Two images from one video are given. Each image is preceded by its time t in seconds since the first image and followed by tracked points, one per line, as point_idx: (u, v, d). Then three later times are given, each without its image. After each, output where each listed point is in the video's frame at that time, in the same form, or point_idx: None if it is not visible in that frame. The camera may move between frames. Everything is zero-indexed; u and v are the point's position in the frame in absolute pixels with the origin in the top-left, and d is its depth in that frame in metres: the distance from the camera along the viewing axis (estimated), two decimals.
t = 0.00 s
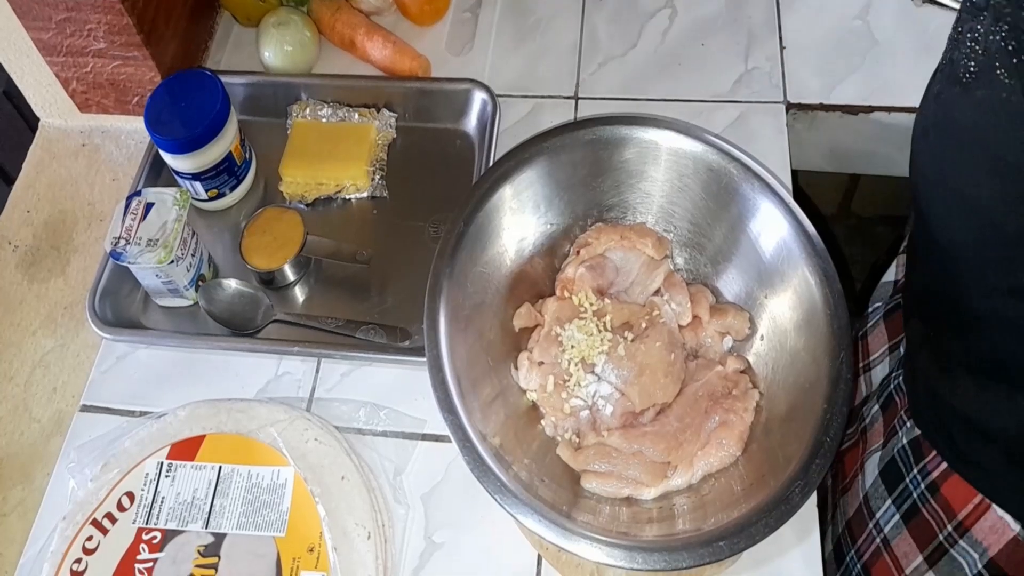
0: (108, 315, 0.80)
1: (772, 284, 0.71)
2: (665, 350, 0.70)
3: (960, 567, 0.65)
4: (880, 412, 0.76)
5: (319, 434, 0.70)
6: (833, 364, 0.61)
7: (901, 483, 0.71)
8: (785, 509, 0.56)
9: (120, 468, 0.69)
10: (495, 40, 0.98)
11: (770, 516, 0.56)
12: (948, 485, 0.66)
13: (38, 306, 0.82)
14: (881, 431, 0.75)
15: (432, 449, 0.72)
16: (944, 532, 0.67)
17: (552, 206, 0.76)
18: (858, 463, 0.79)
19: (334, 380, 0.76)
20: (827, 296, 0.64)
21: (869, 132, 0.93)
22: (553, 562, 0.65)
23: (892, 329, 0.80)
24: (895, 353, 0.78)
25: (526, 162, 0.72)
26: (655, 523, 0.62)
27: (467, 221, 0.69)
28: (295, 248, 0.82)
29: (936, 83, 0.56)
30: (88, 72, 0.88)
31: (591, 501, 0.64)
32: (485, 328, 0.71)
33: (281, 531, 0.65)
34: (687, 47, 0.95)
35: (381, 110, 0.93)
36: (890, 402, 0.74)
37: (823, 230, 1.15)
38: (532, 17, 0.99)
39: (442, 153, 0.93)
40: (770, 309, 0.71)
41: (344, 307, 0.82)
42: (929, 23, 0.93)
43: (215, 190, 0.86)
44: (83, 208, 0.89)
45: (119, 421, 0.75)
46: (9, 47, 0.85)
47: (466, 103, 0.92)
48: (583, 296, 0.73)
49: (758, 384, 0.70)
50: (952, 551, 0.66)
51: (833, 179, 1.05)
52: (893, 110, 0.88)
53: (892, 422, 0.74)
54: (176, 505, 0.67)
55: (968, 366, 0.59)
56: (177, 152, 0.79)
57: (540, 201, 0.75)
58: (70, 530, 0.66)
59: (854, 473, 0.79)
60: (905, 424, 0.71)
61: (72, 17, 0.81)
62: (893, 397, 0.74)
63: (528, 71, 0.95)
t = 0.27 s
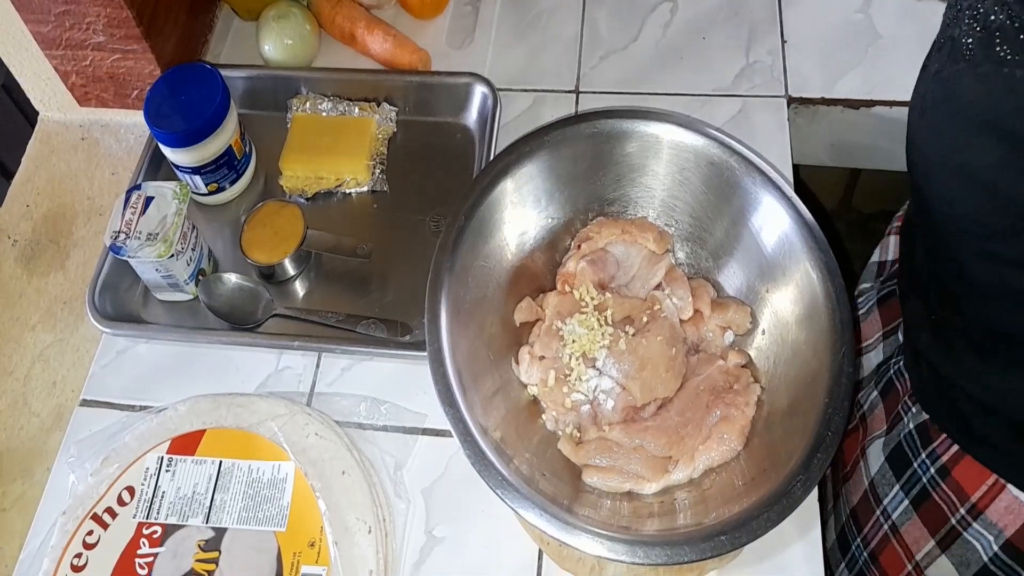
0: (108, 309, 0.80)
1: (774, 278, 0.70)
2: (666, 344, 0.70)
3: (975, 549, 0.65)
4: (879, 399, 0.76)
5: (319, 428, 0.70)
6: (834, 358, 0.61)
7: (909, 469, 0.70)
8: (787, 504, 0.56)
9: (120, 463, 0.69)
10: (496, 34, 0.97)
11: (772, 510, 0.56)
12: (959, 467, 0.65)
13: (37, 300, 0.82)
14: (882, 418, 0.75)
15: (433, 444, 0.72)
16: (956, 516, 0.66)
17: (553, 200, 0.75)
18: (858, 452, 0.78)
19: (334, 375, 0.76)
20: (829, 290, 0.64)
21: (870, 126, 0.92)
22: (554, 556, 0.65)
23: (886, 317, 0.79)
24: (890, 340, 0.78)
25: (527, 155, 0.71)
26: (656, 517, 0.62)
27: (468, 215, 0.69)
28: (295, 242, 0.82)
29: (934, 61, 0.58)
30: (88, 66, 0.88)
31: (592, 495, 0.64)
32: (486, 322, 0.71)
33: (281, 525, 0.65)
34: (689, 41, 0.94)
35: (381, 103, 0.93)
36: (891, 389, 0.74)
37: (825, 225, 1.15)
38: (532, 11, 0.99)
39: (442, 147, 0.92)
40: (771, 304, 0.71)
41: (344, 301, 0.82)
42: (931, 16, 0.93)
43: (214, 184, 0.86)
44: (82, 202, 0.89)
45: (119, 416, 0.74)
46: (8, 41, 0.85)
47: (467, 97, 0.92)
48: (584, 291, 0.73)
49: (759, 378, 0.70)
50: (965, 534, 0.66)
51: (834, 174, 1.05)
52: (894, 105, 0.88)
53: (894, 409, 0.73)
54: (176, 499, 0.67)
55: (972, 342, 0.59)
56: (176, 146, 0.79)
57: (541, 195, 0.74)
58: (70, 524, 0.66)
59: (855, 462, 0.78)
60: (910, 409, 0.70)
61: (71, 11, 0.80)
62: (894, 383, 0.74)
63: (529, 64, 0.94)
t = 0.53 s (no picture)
0: (102, 305, 0.80)
1: (770, 275, 0.70)
2: (663, 340, 0.70)
3: (1005, 557, 0.66)
4: (879, 403, 0.75)
5: (315, 425, 0.70)
6: (831, 355, 0.61)
7: (927, 478, 0.70)
8: (784, 500, 0.56)
9: (114, 459, 0.69)
10: (492, 30, 0.97)
11: (769, 506, 0.56)
12: (982, 477, 0.65)
13: (31, 297, 0.82)
14: (885, 423, 0.74)
15: (429, 440, 0.72)
16: (984, 524, 0.66)
17: (549, 196, 0.75)
18: (866, 459, 0.78)
19: (330, 371, 0.76)
20: (826, 287, 0.64)
21: (867, 123, 0.92)
22: (550, 553, 0.64)
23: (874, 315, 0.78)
24: (877, 340, 0.77)
25: (524, 151, 0.71)
26: (653, 513, 0.62)
27: (464, 211, 0.69)
28: (291, 238, 0.82)
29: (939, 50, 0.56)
30: (82, 61, 0.87)
31: (588, 492, 0.64)
32: (482, 319, 0.70)
33: (277, 522, 0.65)
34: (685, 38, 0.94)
35: (377, 99, 0.93)
36: (892, 394, 0.73)
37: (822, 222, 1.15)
38: (529, 6, 0.99)
39: (439, 143, 0.92)
40: (768, 300, 0.71)
41: (340, 297, 0.82)
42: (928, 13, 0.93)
43: (210, 180, 0.86)
44: (76, 197, 0.88)
45: (113, 412, 0.74)
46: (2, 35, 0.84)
47: (463, 93, 0.92)
48: (581, 287, 0.73)
49: (755, 375, 0.70)
50: (993, 543, 0.66)
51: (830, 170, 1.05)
52: (891, 102, 0.88)
53: (898, 415, 0.72)
54: (170, 496, 0.67)
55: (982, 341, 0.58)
56: (171, 142, 0.79)
57: (538, 192, 0.74)
58: (64, 521, 0.66)
59: (863, 472, 0.78)
60: (922, 417, 0.70)
61: (65, 5, 0.80)
62: (894, 387, 0.73)
63: (526, 60, 0.94)
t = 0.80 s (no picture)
0: (97, 309, 0.80)
1: (764, 278, 0.71)
2: (658, 344, 0.70)
3: None
4: (923, 464, 0.70)
5: (310, 428, 0.70)
6: (824, 357, 0.61)
7: (986, 543, 0.64)
8: (778, 502, 0.56)
9: (108, 463, 0.69)
10: (488, 33, 0.97)
11: (763, 508, 0.56)
12: None
13: (25, 300, 0.82)
14: (930, 487, 0.69)
15: (425, 443, 0.72)
16: None
17: (545, 199, 0.75)
18: (909, 523, 0.73)
19: (325, 374, 0.76)
20: (819, 290, 0.64)
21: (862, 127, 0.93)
22: (545, 556, 0.64)
23: (889, 373, 0.74)
24: (899, 400, 0.73)
25: (519, 155, 0.71)
26: (648, 516, 0.62)
27: (459, 214, 0.69)
28: (285, 242, 0.82)
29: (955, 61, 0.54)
30: (77, 64, 0.87)
31: (583, 494, 0.64)
32: (477, 322, 0.71)
33: (271, 525, 0.65)
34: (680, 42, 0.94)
35: (373, 103, 0.93)
36: (934, 455, 0.68)
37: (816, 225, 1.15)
38: (524, 11, 0.99)
39: (434, 147, 0.92)
40: (763, 303, 0.71)
41: (335, 300, 0.82)
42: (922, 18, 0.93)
43: (205, 183, 0.86)
44: (71, 201, 0.88)
45: (108, 416, 0.74)
46: None
47: (459, 96, 0.92)
48: (576, 290, 0.73)
49: (750, 378, 0.70)
50: None
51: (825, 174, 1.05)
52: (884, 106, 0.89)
53: (944, 479, 0.67)
54: (165, 499, 0.67)
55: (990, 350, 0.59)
56: (166, 145, 0.79)
57: (533, 195, 0.74)
58: (58, 525, 0.65)
59: (907, 536, 0.73)
60: (972, 480, 0.64)
61: (60, 8, 0.80)
62: (936, 447, 0.68)
63: (521, 64, 0.94)
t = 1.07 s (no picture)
0: (98, 309, 0.80)
1: (763, 279, 0.71)
2: (657, 344, 0.70)
3: None
4: (972, 544, 0.68)
5: (310, 428, 0.70)
6: (822, 358, 0.62)
7: None
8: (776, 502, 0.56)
9: (109, 463, 0.69)
10: (487, 35, 0.98)
11: (762, 508, 0.56)
12: None
13: (26, 301, 0.82)
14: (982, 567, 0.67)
15: (425, 443, 0.72)
16: None
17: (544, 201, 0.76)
18: None
19: (325, 375, 0.76)
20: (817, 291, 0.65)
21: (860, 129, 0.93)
22: (545, 556, 0.65)
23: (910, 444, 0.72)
24: (930, 471, 0.71)
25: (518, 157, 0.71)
26: (646, 516, 0.62)
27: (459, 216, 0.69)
28: (285, 243, 0.82)
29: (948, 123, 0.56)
30: (77, 65, 0.88)
31: (582, 494, 0.64)
32: (477, 323, 0.71)
33: (272, 525, 0.65)
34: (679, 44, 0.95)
35: (373, 104, 0.93)
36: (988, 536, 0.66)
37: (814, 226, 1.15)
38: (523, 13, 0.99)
39: (434, 148, 0.92)
40: (761, 304, 0.71)
41: (335, 301, 0.82)
42: (920, 20, 0.94)
43: (205, 184, 0.86)
44: (71, 201, 0.88)
45: (108, 416, 0.74)
46: None
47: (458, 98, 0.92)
48: (575, 291, 0.73)
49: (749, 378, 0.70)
50: None
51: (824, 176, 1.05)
52: (883, 108, 0.89)
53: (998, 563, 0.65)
54: (165, 499, 0.67)
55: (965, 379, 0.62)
56: (166, 146, 0.79)
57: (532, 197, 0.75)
58: (59, 525, 0.66)
59: None
60: None
61: (60, 9, 0.80)
62: (990, 529, 0.66)
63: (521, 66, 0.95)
